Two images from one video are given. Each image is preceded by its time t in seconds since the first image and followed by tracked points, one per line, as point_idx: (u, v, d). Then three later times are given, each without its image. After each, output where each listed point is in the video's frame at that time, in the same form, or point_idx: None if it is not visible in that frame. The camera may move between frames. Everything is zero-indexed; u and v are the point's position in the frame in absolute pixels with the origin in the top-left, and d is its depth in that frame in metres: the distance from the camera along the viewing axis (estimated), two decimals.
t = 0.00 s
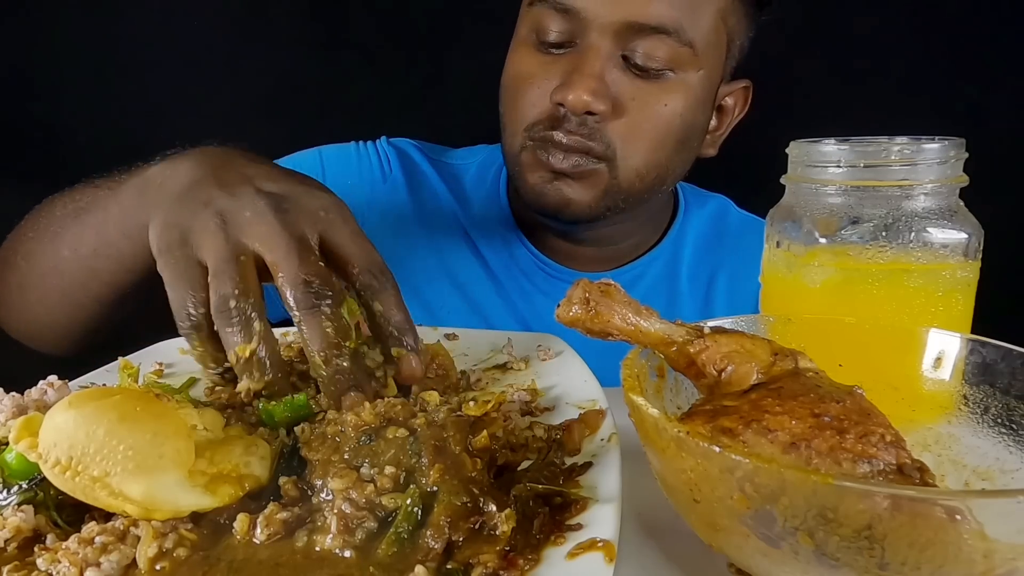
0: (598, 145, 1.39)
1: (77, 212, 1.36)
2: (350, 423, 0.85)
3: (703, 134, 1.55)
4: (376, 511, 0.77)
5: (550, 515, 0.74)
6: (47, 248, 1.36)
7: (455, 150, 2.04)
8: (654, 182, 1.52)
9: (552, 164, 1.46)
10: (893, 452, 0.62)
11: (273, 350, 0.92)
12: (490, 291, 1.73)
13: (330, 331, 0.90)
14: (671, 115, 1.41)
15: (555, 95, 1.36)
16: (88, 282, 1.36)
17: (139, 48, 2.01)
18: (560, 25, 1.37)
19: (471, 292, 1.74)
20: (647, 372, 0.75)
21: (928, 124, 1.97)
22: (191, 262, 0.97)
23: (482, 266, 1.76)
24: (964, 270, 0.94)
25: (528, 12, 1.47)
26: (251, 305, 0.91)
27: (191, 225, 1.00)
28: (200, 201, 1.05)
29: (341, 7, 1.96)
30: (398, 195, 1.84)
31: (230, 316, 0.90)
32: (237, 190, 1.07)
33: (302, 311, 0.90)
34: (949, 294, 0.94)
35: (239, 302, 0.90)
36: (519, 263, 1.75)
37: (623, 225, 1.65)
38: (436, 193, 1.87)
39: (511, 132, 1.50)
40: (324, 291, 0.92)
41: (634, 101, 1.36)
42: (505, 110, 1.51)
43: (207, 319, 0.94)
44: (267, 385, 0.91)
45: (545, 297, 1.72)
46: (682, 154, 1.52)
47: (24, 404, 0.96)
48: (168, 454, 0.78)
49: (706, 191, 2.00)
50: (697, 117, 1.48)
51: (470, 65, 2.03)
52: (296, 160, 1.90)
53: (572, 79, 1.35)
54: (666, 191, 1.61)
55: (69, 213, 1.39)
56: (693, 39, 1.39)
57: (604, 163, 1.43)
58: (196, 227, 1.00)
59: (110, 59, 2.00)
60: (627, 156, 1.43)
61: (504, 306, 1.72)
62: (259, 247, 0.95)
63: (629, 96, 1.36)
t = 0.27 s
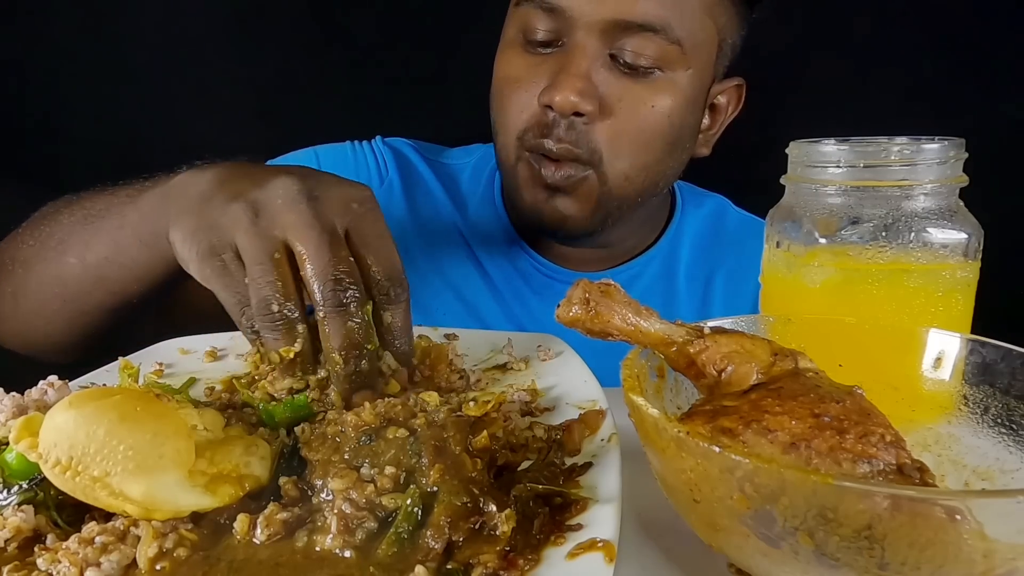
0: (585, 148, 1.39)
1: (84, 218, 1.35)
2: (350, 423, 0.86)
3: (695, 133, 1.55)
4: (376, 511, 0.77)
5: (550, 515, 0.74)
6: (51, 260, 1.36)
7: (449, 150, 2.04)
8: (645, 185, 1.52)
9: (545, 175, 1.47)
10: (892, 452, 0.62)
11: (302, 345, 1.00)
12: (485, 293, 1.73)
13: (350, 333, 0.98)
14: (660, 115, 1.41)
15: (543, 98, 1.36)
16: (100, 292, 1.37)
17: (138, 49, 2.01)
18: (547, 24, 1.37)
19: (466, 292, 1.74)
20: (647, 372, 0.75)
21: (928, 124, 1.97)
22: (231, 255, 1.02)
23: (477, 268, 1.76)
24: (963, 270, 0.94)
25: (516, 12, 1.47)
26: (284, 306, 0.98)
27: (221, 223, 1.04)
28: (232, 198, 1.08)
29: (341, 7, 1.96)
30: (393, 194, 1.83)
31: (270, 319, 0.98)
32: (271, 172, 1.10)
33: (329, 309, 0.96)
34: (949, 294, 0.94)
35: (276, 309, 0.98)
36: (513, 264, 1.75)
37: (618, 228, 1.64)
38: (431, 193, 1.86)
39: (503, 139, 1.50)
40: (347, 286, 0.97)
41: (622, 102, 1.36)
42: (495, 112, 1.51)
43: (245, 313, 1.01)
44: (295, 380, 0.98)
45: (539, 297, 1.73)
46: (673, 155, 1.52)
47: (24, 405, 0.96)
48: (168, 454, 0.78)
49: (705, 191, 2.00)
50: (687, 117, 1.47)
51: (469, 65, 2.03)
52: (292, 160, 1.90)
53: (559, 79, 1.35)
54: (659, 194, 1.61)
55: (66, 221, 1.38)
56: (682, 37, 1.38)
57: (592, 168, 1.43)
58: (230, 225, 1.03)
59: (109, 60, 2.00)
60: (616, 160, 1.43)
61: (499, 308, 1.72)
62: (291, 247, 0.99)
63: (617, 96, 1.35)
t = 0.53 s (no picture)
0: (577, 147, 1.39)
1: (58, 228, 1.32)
2: (350, 423, 0.85)
3: (689, 133, 1.54)
4: (376, 511, 0.77)
5: (550, 515, 0.74)
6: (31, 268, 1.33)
7: (444, 149, 2.03)
8: (639, 185, 1.52)
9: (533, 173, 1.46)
10: (893, 452, 0.62)
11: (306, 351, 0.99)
12: (480, 295, 1.74)
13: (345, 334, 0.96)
14: (654, 113, 1.40)
15: (531, 95, 1.36)
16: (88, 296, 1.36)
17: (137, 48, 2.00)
18: (538, 22, 1.36)
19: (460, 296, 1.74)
20: (647, 372, 0.75)
21: (928, 123, 1.97)
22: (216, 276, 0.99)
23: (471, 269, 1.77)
24: (963, 270, 0.94)
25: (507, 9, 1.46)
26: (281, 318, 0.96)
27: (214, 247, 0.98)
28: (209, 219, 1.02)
29: (341, 6, 1.96)
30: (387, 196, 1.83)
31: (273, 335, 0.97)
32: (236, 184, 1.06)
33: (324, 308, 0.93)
34: (949, 294, 0.94)
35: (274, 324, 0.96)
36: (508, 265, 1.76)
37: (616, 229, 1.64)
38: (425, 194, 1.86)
39: (492, 137, 1.51)
40: (330, 287, 0.94)
41: (614, 100, 1.35)
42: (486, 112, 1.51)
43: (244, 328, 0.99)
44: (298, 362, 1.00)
45: (534, 300, 1.73)
46: (666, 155, 1.51)
47: (24, 404, 0.96)
48: (168, 454, 0.78)
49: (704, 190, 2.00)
50: (683, 116, 1.47)
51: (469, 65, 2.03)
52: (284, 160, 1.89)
53: (548, 77, 1.34)
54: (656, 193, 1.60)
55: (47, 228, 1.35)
56: (675, 35, 1.37)
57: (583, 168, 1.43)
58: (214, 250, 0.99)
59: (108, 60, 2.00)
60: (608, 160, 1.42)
61: (494, 309, 1.73)
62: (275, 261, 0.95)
63: (609, 94, 1.35)
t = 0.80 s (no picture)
0: (556, 136, 1.36)
1: None
2: (350, 423, 0.85)
3: (677, 129, 1.50)
4: (376, 511, 0.77)
5: (550, 515, 0.74)
6: None
7: (432, 151, 2.03)
8: (624, 179, 1.48)
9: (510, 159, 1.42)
10: (892, 452, 0.62)
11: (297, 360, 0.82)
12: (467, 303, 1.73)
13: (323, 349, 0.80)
14: (638, 106, 1.37)
15: (508, 85, 1.34)
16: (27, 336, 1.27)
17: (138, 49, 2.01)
18: (517, 13, 1.36)
19: (448, 302, 1.72)
20: (647, 372, 0.75)
21: (929, 123, 1.97)
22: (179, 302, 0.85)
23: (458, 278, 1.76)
24: (963, 270, 0.94)
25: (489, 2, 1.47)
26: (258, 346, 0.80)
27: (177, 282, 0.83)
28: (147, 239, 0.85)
29: (341, 5, 1.95)
30: (373, 204, 1.83)
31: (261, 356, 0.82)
32: (163, 178, 0.89)
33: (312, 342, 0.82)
34: (950, 294, 0.94)
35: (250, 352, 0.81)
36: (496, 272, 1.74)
37: (603, 232, 1.63)
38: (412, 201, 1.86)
39: (469, 125, 1.49)
40: (283, 310, 0.78)
41: (595, 90, 1.33)
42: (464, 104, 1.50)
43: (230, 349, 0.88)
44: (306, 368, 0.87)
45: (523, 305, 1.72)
46: (653, 149, 1.47)
47: (24, 404, 0.96)
48: (169, 454, 0.78)
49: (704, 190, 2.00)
50: (670, 110, 1.44)
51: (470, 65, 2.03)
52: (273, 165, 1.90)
53: (526, 67, 1.33)
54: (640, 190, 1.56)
55: None
56: (659, 26, 1.34)
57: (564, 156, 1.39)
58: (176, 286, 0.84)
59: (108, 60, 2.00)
60: (586, 145, 1.37)
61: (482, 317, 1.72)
62: (225, 287, 0.78)
63: (588, 84, 1.32)
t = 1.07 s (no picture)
0: (523, 145, 1.31)
1: None
2: (350, 423, 0.86)
3: (653, 132, 1.46)
4: (376, 511, 0.77)
5: (550, 515, 0.74)
6: None
7: (411, 157, 2.02)
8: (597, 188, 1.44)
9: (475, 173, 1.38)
10: (892, 452, 0.62)
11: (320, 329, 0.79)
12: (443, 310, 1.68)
13: (337, 313, 0.77)
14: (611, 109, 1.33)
15: (473, 86, 1.30)
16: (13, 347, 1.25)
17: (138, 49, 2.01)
18: (487, 10, 1.33)
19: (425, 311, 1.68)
20: (647, 372, 0.75)
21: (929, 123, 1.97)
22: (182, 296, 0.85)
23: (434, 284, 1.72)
24: (964, 269, 0.94)
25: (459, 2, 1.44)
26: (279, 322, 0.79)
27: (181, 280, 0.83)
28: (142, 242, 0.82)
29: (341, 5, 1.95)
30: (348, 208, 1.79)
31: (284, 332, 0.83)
32: (145, 181, 0.85)
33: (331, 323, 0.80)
34: (950, 294, 0.94)
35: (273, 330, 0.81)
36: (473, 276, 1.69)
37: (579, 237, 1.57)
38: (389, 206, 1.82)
39: (437, 137, 1.45)
40: (288, 279, 0.76)
41: (563, 92, 1.29)
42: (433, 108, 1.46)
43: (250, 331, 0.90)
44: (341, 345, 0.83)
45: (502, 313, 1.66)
46: (630, 156, 1.44)
47: (24, 404, 0.96)
48: (168, 454, 0.78)
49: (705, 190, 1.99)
50: (645, 116, 1.41)
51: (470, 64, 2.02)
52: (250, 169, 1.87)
53: (492, 66, 1.29)
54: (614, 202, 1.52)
55: None
56: (632, 23, 1.30)
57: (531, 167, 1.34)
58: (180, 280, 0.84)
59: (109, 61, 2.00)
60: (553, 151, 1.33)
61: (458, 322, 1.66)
62: (228, 269, 0.77)
63: (557, 86, 1.28)
